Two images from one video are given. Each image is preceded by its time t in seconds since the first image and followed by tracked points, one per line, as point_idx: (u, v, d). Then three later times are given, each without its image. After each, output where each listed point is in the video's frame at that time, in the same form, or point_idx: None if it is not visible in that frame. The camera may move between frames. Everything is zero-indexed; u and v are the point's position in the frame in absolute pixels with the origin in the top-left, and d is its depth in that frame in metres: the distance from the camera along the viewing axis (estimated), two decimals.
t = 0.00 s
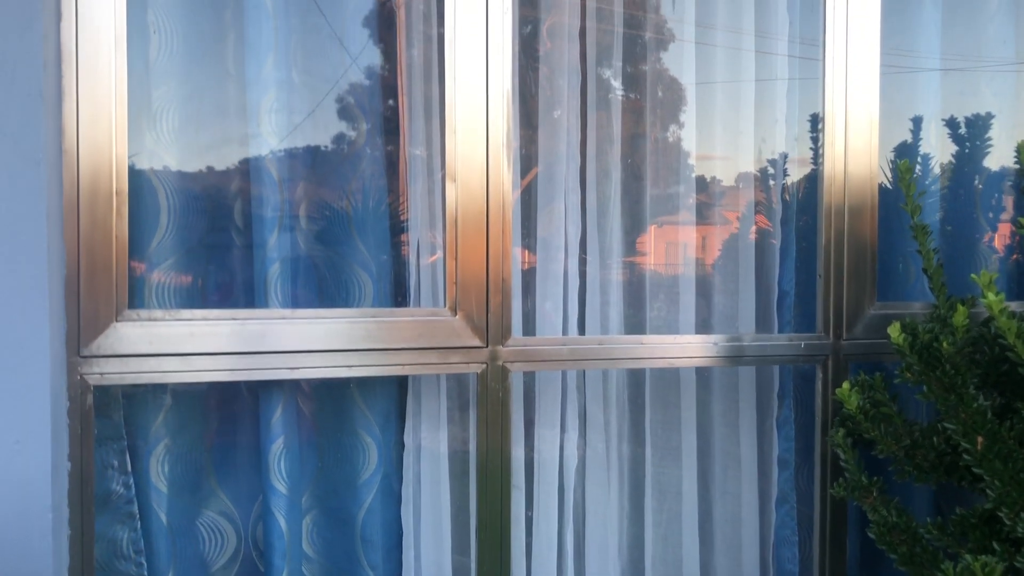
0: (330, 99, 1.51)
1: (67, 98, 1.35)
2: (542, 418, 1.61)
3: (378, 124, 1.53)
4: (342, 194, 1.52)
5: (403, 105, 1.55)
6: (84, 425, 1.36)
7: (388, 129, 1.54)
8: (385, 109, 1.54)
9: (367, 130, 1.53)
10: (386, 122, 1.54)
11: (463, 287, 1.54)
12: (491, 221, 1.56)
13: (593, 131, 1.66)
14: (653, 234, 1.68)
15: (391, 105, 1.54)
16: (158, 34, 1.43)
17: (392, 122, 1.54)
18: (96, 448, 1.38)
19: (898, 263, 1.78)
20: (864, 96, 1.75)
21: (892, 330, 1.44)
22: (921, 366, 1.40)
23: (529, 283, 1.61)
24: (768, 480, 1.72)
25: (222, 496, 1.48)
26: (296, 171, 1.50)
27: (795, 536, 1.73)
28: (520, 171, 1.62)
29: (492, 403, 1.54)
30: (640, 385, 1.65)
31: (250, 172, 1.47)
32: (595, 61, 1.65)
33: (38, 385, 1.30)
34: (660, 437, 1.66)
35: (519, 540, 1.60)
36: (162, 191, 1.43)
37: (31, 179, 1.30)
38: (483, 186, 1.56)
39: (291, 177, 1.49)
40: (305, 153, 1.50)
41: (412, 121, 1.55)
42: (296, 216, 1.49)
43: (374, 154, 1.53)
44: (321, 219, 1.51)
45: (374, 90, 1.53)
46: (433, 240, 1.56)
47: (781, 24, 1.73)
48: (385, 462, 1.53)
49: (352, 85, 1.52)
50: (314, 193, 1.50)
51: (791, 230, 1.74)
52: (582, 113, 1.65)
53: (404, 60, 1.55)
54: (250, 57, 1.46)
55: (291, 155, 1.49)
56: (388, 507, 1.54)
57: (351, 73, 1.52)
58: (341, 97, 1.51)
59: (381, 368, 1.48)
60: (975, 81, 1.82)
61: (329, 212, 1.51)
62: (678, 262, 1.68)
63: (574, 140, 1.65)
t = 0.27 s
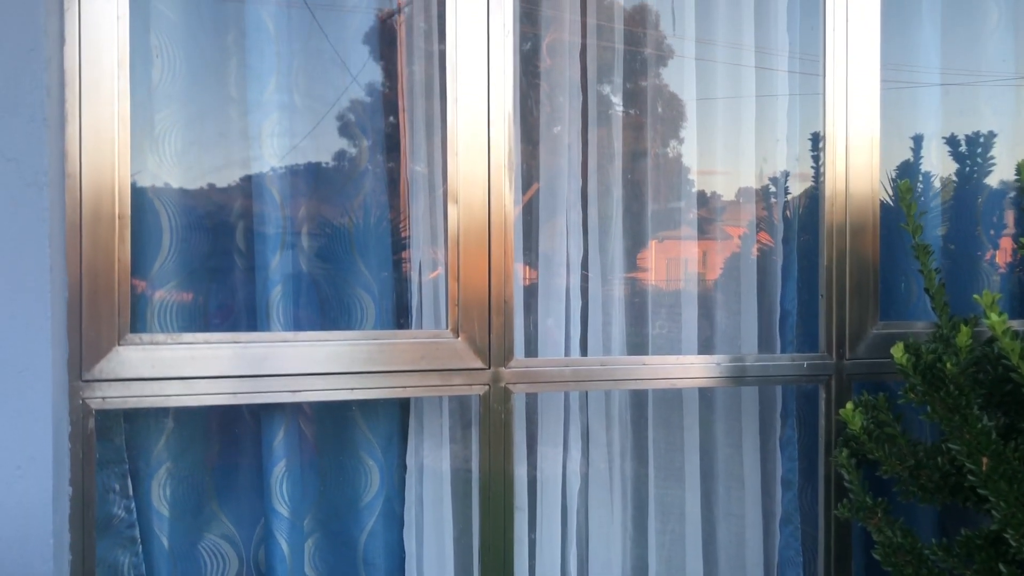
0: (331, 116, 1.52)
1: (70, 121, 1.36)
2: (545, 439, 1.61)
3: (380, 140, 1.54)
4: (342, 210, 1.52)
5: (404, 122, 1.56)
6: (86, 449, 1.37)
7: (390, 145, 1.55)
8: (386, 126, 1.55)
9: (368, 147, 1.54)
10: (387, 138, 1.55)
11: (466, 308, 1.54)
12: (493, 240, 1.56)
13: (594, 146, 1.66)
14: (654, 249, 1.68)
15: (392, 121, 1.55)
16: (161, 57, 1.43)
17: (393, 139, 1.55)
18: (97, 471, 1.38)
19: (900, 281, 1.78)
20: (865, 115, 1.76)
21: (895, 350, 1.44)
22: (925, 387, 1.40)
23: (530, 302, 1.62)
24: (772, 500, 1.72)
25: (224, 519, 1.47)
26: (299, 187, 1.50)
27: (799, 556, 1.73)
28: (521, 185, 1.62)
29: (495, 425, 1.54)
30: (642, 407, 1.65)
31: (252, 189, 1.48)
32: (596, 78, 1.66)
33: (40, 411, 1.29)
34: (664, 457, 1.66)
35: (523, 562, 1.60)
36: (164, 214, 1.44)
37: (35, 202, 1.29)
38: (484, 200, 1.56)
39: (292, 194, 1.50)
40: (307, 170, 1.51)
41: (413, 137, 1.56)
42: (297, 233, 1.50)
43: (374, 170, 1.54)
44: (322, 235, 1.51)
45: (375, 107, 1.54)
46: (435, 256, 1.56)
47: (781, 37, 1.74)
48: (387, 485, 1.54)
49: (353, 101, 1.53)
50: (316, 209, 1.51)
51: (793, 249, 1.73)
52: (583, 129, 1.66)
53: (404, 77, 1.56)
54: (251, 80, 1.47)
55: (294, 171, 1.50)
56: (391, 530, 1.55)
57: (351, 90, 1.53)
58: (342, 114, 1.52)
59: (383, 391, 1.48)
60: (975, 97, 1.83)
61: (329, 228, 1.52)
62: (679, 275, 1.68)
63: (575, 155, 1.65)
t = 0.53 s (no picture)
0: (334, 132, 1.52)
1: (74, 145, 1.37)
2: (549, 458, 1.61)
3: (382, 155, 1.55)
4: (345, 225, 1.52)
5: (406, 137, 1.56)
6: (89, 472, 1.36)
7: (393, 160, 1.55)
8: (388, 141, 1.55)
9: (371, 162, 1.54)
10: (390, 153, 1.55)
11: (469, 328, 1.54)
12: (496, 259, 1.57)
13: (596, 160, 1.67)
14: (656, 262, 1.68)
15: (394, 136, 1.55)
16: (164, 79, 1.44)
17: (396, 154, 1.56)
18: (100, 493, 1.38)
19: (905, 299, 1.77)
20: (867, 132, 1.76)
21: (900, 368, 1.44)
22: (930, 406, 1.40)
23: (534, 320, 1.61)
24: (778, 519, 1.71)
25: (227, 541, 1.47)
26: (301, 201, 1.51)
27: None
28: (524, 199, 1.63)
29: (499, 445, 1.55)
30: (647, 427, 1.65)
31: (255, 206, 1.48)
32: (598, 92, 1.67)
33: (45, 433, 1.29)
34: (668, 476, 1.66)
35: None
36: (167, 235, 1.44)
37: (39, 225, 1.30)
38: (487, 216, 1.57)
39: (295, 209, 1.50)
40: (310, 185, 1.51)
41: (416, 151, 1.57)
42: (300, 249, 1.50)
43: (377, 185, 1.55)
44: (324, 249, 1.51)
45: (378, 122, 1.54)
46: (438, 270, 1.56)
47: (782, 50, 1.74)
48: (391, 506, 1.53)
49: (355, 117, 1.53)
50: (319, 224, 1.51)
51: (796, 267, 1.73)
52: (585, 144, 1.66)
53: (405, 92, 1.56)
54: (255, 101, 1.48)
55: (297, 186, 1.50)
56: (394, 551, 1.54)
57: (354, 106, 1.53)
58: (344, 130, 1.53)
59: (386, 412, 1.49)
60: (977, 112, 1.82)
61: (332, 244, 1.52)
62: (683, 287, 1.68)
63: (578, 171, 1.66)
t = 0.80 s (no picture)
0: (337, 150, 1.53)
1: (80, 174, 1.38)
2: (553, 481, 1.61)
3: (384, 173, 1.55)
4: (348, 241, 1.53)
5: (409, 155, 1.57)
6: (94, 499, 1.37)
7: (396, 177, 1.56)
8: (392, 158, 1.56)
9: (374, 180, 1.55)
10: (393, 171, 1.56)
11: (472, 353, 1.55)
12: (500, 284, 1.58)
13: (599, 175, 1.67)
14: (662, 276, 1.68)
15: (397, 154, 1.56)
16: (169, 109, 1.45)
17: (399, 171, 1.56)
18: (106, 520, 1.39)
19: (909, 320, 1.77)
20: (870, 152, 1.76)
21: (904, 393, 1.43)
22: (935, 429, 1.39)
23: (538, 341, 1.62)
24: (783, 541, 1.71)
25: (231, 567, 1.47)
26: (305, 219, 1.51)
27: None
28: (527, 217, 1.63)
29: (504, 469, 1.55)
30: (651, 449, 1.65)
31: (259, 224, 1.49)
32: (600, 108, 1.67)
33: (50, 462, 1.30)
34: (674, 499, 1.67)
35: None
36: (171, 262, 1.45)
37: (45, 255, 1.31)
38: (490, 237, 1.58)
39: (298, 226, 1.51)
40: (313, 203, 1.51)
41: (419, 168, 1.57)
42: (304, 266, 1.51)
43: (380, 202, 1.55)
44: (327, 266, 1.52)
45: (381, 140, 1.55)
46: (441, 287, 1.57)
47: (783, 65, 1.75)
48: (395, 531, 1.53)
49: (358, 135, 1.54)
50: (322, 242, 1.52)
51: (800, 288, 1.73)
52: (588, 160, 1.67)
53: (410, 109, 1.57)
54: (259, 129, 1.49)
55: (301, 205, 1.51)
56: None
57: (357, 124, 1.54)
58: (347, 148, 1.53)
59: (391, 438, 1.50)
60: (978, 128, 1.82)
61: (334, 261, 1.52)
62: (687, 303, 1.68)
63: (581, 188, 1.66)
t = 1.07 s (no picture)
0: (338, 169, 1.54)
1: (82, 202, 1.39)
2: (556, 505, 1.61)
3: (384, 193, 1.56)
4: (349, 259, 1.54)
5: (409, 173, 1.58)
6: (95, 527, 1.37)
7: (396, 196, 1.57)
8: (393, 176, 1.57)
9: (375, 199, 1.56)
10: (393, 189, 1.57)
11: (473, 378, 1.56)
12: (500, 308, 1.59)
13: (598, 192, 1.68)
14: (664, 292, 1.69)
15: (398, 172, 1.57)
16: (170, 136, 1.46)
17: (400, 189, 1.57)
18: (107, 547, 1.39)
19: (909, 341, 1.77)
20: (869, 172, 1.76)
21: (905, 415, 1.43)
22: (937, 452, 1.39)
23: (539, 363, 1.62)
24: (787, 563, 1.71)
25: None
26: (306, 238, 1.52)
27: None
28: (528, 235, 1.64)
29: (506, 493, 1.56)
30: (653, 472, 1.65)
31: (260, 243, 1.50)
32: (599, 125, 1.69)
33: (51, 490, 1.30)
34: (676, 521, 1.67)
35: None
36: (173, 288, 1.45)
37: (47, 283, 1.31)
38: (490, 258, 1.59)
39: (299, 245, 1.52)
40: (314, 221, 1.52)
41: (419, 187, 1.58)
42: (305, 285, 1.51)
43: (381, 220, 1.56)
44: (328, 283, 1.53)
45: (382, 158, 1.57)
46: (441, 304, 1.58)
47: (780, 82, 1.76)
48: (397, 556, 1.53)
49: (359, 154, 1.55)
50: (324, 260, 1.53)
51: (800, 309, 1.73)
52: (587, 177, 1.68)
53: (410, 127, 1.58)
54: (260, 156, 1.50)
55: (302, 224, 1.52)
56: None
57: (358, 143, 1.55)
58: (348, 167, 1.55)
59: (392, 463, 1.50)
60: (976, 147, 1.83)
61: (335, 279, 1.53)
62: (688, 319, 1.69)
63: (581, 207, 1.67)
